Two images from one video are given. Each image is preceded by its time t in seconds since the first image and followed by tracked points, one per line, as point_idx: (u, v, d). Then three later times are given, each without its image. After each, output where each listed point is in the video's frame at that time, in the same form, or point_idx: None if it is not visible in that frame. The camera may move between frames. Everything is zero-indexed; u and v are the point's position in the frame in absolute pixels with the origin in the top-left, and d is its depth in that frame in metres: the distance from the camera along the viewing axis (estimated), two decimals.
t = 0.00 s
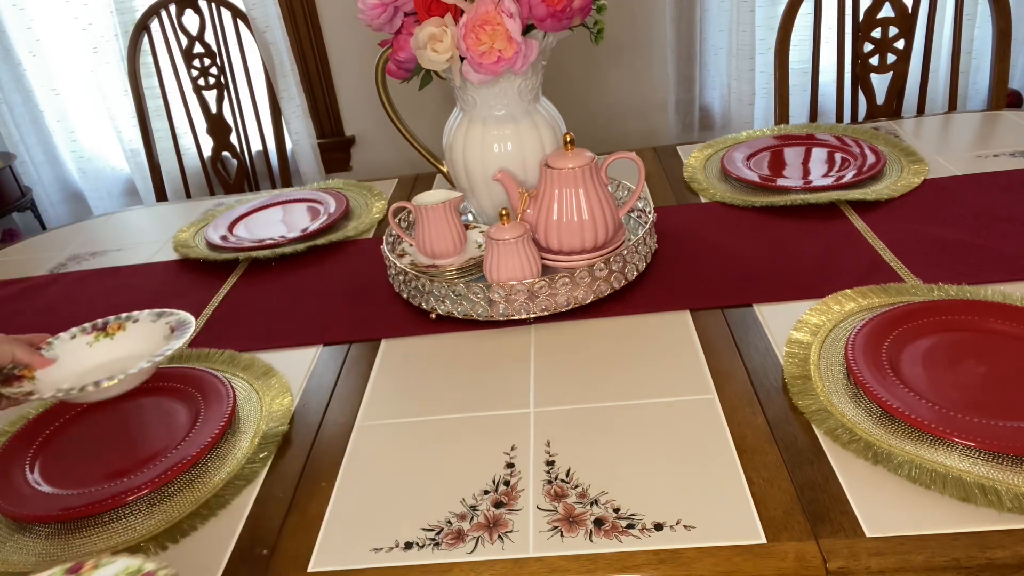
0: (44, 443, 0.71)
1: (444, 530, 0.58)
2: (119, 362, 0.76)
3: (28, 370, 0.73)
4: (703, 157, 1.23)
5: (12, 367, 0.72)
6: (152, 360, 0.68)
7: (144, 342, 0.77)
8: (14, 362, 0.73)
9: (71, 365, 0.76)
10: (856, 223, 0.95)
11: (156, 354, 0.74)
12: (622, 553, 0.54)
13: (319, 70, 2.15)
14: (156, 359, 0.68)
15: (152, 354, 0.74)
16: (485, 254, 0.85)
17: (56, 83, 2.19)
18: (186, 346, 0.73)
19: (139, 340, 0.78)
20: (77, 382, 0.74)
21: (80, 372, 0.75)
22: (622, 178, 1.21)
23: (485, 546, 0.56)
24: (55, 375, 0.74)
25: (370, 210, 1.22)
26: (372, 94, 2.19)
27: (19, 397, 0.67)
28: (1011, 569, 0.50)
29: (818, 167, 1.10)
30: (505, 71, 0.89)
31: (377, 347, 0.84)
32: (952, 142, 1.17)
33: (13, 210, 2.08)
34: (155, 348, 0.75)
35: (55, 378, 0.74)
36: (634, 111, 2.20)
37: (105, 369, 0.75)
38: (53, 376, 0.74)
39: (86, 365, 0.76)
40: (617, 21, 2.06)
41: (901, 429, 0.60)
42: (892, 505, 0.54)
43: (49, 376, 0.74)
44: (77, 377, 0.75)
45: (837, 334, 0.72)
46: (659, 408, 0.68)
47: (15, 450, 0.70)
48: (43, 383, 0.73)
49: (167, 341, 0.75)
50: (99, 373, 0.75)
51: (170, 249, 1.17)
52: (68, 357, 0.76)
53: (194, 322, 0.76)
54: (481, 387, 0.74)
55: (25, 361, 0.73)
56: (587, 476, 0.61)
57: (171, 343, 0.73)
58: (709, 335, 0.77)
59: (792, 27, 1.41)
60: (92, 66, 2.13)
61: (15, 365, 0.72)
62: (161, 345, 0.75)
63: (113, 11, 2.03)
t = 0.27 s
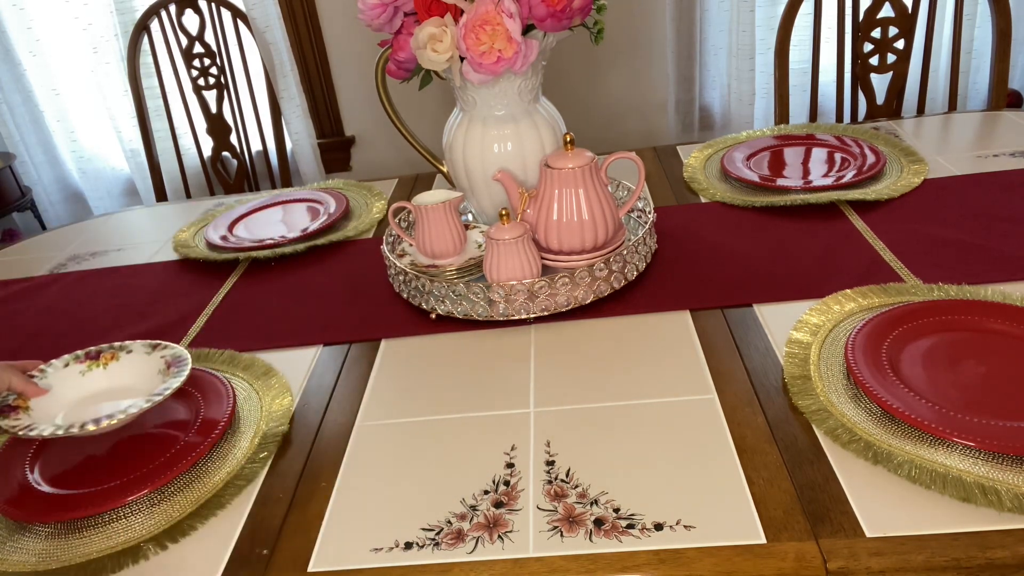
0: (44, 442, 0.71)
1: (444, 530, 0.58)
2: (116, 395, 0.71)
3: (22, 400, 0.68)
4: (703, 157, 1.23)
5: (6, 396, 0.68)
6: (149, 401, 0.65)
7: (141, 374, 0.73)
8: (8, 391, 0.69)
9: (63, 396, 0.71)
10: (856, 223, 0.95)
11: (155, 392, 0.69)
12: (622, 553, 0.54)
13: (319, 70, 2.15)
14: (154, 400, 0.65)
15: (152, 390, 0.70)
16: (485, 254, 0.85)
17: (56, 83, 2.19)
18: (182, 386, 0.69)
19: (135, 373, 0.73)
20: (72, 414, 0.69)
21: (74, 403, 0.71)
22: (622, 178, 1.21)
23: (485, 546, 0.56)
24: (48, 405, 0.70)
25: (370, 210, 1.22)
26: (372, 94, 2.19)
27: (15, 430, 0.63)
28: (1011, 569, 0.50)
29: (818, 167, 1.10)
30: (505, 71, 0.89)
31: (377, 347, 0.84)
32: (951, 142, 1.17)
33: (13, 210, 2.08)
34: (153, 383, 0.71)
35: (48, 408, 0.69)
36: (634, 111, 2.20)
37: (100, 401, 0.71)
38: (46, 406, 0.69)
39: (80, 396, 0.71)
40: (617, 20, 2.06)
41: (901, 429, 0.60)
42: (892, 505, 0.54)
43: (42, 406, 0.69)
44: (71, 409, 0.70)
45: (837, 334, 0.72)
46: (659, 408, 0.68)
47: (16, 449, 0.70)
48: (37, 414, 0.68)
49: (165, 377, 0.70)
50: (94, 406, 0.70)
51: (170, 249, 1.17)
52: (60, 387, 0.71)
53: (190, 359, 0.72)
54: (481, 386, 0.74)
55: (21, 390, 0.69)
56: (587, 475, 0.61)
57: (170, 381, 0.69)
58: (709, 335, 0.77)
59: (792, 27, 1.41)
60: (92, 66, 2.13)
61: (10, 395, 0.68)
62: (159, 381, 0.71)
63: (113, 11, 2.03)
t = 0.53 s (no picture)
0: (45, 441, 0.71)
1: (444, 530, 0.58)
2: (119, 406, 0.72)
3: (27, 410, 0.69)
4: (703, 157, 1.23)
5: (11, 406, 0.68)
6: (155, 412, 0.65)
7: (144, 386, 0.73)
8: (13, 401, 0.69)
9: (67, 407, 0.71)
10: (856, 223, 0.95)
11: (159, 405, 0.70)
12: (622, 553, 0.54)
13: (319, 70, 2.15)
14: (161, 411, 0.65)
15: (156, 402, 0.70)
16: (485, 254, 0.85)
17: (56, 83, 2.19)
18: (188, 398, 0.70)
19: (138, 384, 0.74)
20: (77, 425, 0.70)
21: (78, 414, 0.71)
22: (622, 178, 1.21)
23: (485, 546, 0.56)
24: (52, 415, 0.70)
25: (370, 210, 1.22)
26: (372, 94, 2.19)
27: (21, 441, 0.64)
28: (1011, 569, 0.50)
29: (818, 167, 1.10)
30: (505, 71, 0.89)
31: (377, 347, 0.84)
32: (951, 142, 1.17)
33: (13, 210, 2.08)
34: (157, 395, 0.71)
35: (52, 419, 0.70)
36: (634, 111, 2.20)
37: (104, 412, 0.71)
38: (51, 417, 0.70)
39: (84, 406, 0.72)
40: (617, 20, 2.06)
41: (901, 429, 0.60)
42: (892, 505, 0.54)
43: (46, 417, 0.70)
44: (76, 419, 0.71)
45: (837, 334, 0.72)
46: (658, 408, 0.68)
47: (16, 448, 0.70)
48: (42, 425, 0.69)
49: (169, 389, 0.71)
50: (98, 417, 0.71)
51: (170, 249, 1.17)
52: (64, 397, 0.72)
53: (195, 371, 0.72)
54: (481, 387, 0.74)
55: (25, 400, 0.69)
56: (587, 475, 0.61)
57: (175, 393, 0.69)
58: (709, 335, 0.77)
59: (792, 27, 1.41)
60: (92, 66, 2.13)
61: (14, 405, 0.69)
62: (163, 393, 0.71)
63: (113, 11, 2.03)
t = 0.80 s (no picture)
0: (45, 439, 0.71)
1: (444, 530, 0.58)
2: (118, 414, 0.72)
3: (27, 417, 0.69)
4: (703, 157, 1.23)
5: (11, 412, 0.68)
6: (156, 424, 0.65)
7: (144, 394, 0.73)
8: (13, 407, 0.69)
9: (66, 413, 0.71)
10: (856, 223, 0.95)
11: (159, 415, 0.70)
12: (622, 553, 0.54)
13: (319, 70, 2.15)
14: (161, 424, 0.65)
15: (156, 412, 0.70)
16: (485, 254, 0.85)
17: (56, 83, 2.19)
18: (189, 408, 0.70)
19: (138, 392, 0.73)
20: (75, 432, 0.70)
21: (77, 421, 0.71)
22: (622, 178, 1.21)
23: (485, 546, 0.56)
24: (52, 422, 0.70)
25: (370, 210, 1.22)
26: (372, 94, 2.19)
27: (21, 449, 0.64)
28: (1011, 569, 0.50)
29: (818, 167, 1.10)
30: (505, 71, 0.89)
31: (377, 347, 0.84)
32: (951, 142, 1.17)
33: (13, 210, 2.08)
34: (157, 405, 0.71)
35: (52, 425, 0.70)
36: (634, 111, 2.19)
37: (103, 419, 0.71)
38: (49, 423, 0.70)
39: (82, 413, 0.72)
40: (617, 20, 2.06)
41: (901, 429, 0.60)
42: (892, 505, 0.54)
43: (45, 423, 0.69)
44: (74, 426, 0.70)
45: (837, 334, 0.72)
46: (658, 408, 0.68)
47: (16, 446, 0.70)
48: (41, 430, 0.68)
49: (170, 399, 0.70)
50: (97, 425, 0.70)
51: (170, 249, 1.17)
52: (63, 404, 0.72)
53: (196, 381, 0.72)
54: (480, 387, 0.74)
55: (26, 407, 0.69)
56: (587, 475, 0.61)
57: (176, 404, 0.69)
58: (709, 335, 0.77)
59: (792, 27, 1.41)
60: (92, 66, 2.13)
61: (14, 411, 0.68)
62: (163, 402, 0.71)
63: (113, 11, 2.03)
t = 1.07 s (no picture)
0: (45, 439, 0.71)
1: (444, 530, 0.58)
2: (120, 414, 0.72)
3: (28, 420, 0.69)
4: (704, 156, 1.23)
5: (12, 415, 0.68)
6: (158, 422, 0.66)
7: (144, 394, 0.73)
8: (15, 410, 0.69)
9: (67, 416, 0.71)
10: (856, 223, 0.95)
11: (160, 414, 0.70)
12: (622, 553, 0.54)
13: (319, 70, 2.15)
14: (163, 421, 0.66)
15: (157, 411, 0.70)
16: (485, 254, 0.85)
17: (56, 83, 2.19)
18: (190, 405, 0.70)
19: (137, 392, 0.74)
20: (77, 434, 0.70)
21: (78, 423, 0.71)
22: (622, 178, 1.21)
23: (485, 546, 0.56)
24: (53, 426, 0.70)
25: (370, 210, 1.22)
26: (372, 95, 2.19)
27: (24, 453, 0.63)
28: (1011, 569, 0.50)
29: (818, 167, 1.10)
30: (505, 71, 0.89)
31: (377, 347, 0.84)
32: (951, 142, 1.17)
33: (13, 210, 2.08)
34: (158, 404, 0.71)
35: (53, 429, 0.69)
36: (634, 111, 2.19)
37: (104, 421, 0.71)
38: (51, 427, 0.70)
39: (83, 416, 0.72)
40: (617, 20, 2.06)
41: (901, 429, 0.60)
42: (892, 505, 0.54)
43: (46, 427, 0.70)
44: (76, 428, 0.71)
45: (837, 334, 0.72)
46: (658, 408, 0.68)
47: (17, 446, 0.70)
48: (43, 435, 0.68)
49: (170, 398, 0.71)
50: (98, 427, 0.70)
51: (170, 249, 1.17)
52: (63, 408, 0.72)
53: (196, 380, 0.73)
54: (480, 387, 0.74)
55: (28, 410, 0.69)
56: (587, 475, 0.61)
57: (177, 402, 0.69)
58: (709, 335, 0.77)
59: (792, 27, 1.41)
60: (92, 66, 2.13)
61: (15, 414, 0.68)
62: (163, 401, 0.71)
63: (113, 11, 2.03)
